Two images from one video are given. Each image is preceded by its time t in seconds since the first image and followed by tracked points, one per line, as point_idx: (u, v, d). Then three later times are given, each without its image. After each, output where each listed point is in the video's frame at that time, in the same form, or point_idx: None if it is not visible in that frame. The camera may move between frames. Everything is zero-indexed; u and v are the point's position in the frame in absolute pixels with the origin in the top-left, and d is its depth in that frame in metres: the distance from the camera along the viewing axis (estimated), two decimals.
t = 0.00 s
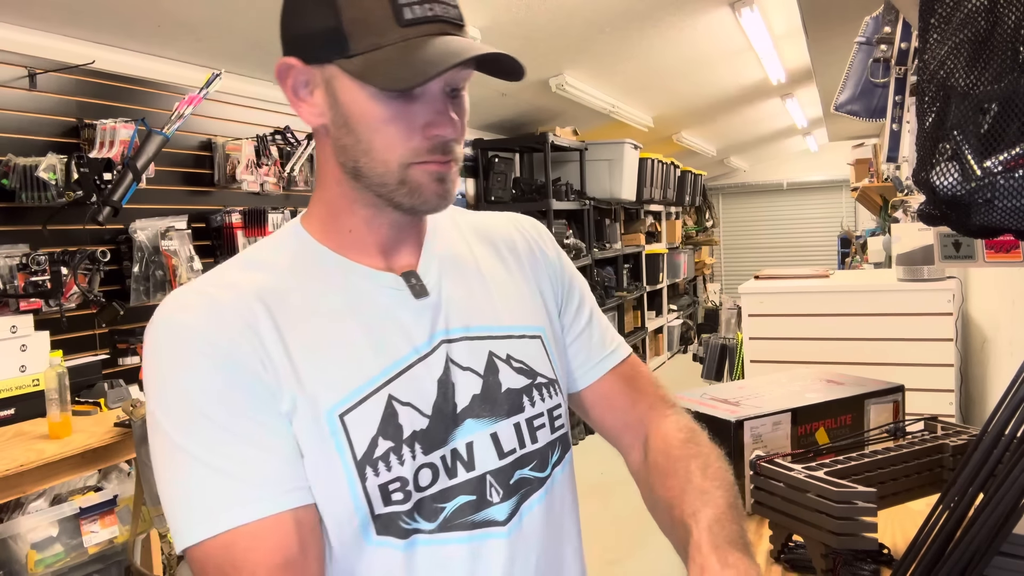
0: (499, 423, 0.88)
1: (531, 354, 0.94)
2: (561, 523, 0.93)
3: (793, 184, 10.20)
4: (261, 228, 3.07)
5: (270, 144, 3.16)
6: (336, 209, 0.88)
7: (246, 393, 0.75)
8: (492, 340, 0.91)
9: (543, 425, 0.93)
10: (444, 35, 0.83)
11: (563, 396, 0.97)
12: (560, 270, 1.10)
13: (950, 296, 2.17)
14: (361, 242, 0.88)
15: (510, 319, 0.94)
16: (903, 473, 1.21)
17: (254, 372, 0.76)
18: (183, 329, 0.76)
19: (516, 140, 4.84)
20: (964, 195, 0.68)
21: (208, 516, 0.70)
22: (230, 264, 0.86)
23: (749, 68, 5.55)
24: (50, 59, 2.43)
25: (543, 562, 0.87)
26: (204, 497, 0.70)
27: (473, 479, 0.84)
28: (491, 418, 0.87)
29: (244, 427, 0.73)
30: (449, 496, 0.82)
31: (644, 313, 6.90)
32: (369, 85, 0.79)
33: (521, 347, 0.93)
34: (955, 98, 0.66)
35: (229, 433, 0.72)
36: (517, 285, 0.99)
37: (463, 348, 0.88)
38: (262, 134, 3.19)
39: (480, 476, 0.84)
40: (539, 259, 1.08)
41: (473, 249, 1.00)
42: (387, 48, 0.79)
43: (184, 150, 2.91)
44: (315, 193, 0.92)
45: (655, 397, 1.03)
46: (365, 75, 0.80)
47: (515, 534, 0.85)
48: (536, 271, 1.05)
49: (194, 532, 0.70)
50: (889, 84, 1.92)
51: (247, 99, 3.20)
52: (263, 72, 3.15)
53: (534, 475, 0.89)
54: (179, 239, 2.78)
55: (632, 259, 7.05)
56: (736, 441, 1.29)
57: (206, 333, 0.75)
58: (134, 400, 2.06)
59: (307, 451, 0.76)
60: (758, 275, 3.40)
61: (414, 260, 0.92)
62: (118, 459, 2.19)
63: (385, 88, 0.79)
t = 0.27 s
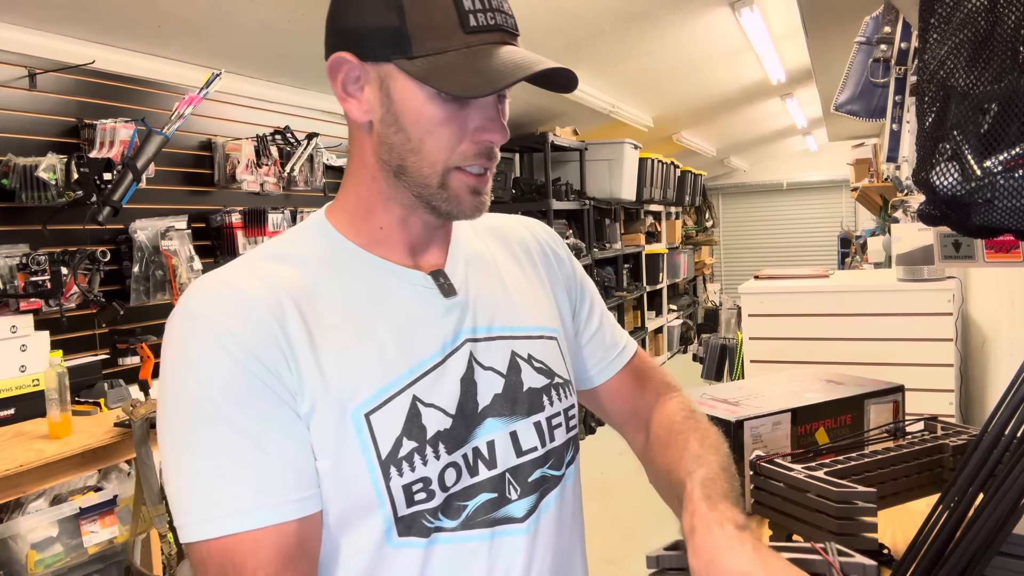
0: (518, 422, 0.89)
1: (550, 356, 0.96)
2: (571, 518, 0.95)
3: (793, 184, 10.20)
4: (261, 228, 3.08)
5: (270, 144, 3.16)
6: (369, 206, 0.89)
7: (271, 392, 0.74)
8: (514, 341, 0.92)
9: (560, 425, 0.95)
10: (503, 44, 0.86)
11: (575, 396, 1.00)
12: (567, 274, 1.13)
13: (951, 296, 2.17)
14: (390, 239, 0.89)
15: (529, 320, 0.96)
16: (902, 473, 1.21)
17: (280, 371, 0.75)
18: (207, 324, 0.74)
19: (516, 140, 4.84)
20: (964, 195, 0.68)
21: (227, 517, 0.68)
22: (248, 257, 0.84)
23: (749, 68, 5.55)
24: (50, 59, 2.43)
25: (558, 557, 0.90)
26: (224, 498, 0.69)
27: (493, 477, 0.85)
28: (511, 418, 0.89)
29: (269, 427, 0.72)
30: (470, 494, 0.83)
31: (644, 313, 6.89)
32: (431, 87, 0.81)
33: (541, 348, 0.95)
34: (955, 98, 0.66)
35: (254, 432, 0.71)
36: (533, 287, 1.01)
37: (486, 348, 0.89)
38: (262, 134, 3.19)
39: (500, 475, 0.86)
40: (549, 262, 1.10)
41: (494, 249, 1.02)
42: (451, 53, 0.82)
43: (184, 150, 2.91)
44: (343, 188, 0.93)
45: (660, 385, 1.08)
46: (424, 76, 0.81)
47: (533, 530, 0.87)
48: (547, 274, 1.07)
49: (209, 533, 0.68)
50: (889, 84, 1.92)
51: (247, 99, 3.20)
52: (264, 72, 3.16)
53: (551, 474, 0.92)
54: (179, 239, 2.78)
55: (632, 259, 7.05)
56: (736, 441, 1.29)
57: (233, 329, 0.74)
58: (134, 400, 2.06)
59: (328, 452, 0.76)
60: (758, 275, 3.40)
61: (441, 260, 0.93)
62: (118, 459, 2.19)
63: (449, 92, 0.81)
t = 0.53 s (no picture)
0: (530, 424, 0.90)
1: (561, 359, 0.96)
2: (580, 523, 0.95)
3: (793, 184, 10.20)
4: (261, 228, 3.10)
5: (270, 144, 3.16)
6: (378, 203, 0.90)
7: (286, 388, 0.74)
8: (527, 343, 0.92)
9: (570, 427, 0.95)
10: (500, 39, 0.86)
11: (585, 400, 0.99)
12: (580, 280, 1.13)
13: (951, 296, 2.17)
14: (400, 237, 0.90)
15: (541, 323, 0.96)
16: (902, 473, 1.21)
17: (295, 367, 0.75)
18: (224, 319, 0.74)
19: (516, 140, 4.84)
20: (964, 195, 0.68)
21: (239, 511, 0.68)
22: (264, 255, 0.85)
23: (749, 68, 5.55)
24: (50, 59, 2.43)
25: (567, 560, 0.90)
26: (236, 492, 0.69)
27: (505, 477, 0.85)
28: (523, 419, 0.89)
29: (283, 422, 0.72)
30: (482, 494, 0.83)
31: (644, 313, 6.89)
32: (421, 83, 0.81)
33: (552, 351, 0.95)
34: (955, 98, 0.66)
35: (268, 427, 0.71)
36: (544, 291, 1.01)
37: (499, 349, 0.89)
38: (262, 134, 3.19)
39: (511, 475, 0.86)
40: (560, 267, 1.11)
41: (506, 252, 1.02)
42: (443, 48, 0.82)
43: (184, 150, 2.91)
44: (357, 185, 0.94)
45: (659, 402, 1.10)
46: (417, 72, 0.81)
47: (544, 532, 0.87)
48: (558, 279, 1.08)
49: (221, 527, 0.68)
50: (889, 84, 1.92)
51: (247, 99, 3.20)
52: (264, 72, 3.16)
53: (562, 476, 0.92)
54: (179, 239, 2.79)
55: (632, 259, 7.05)
56: (736, 441, 1.29)
57: (250, 324, 0.74)
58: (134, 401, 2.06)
59: (341, 449, 0.76)
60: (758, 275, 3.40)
61: (453, 259, 0.94)
62: (118, 460, 2.19)
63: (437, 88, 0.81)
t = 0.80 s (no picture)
0: (529, 426, 0.89)
1: (563, 361, 0.94)
2: (582, 527, 0.94)
3: (793, 183, 10.20)
4: (261, 227, 3.10)
5: (270, 143, 3.16)
6: (374, 203, 0.90)
7: (269, 389, 0.75)
8: (527, 344, 0.91)
9: (572, 430, 0.94)
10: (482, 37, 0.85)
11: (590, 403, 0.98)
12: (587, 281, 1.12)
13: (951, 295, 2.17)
14: (397, 237, 0.89)
15: (542, 324, 0.95)
16: (902, 472, 1.21)
17: (280, 368, 0.76)
18: (213, 318, 0.75)
19: (516, 139, 4.84)
20: (964, 194, 0.68)
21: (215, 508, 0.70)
22: (265, 254, 0.86)
23: (749, 67, 5.54)
24: (50, 58, 2.43)
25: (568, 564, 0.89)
26: (214, 491, 0.70)
27: (503, 480, 0.85)
28: (522, 421, 0.89)
29: (265, 423, 0.73)
30: (478, 497, 0.83)
31: (644, 312, 6.89)
32: (402, 82, 0.82)
33: (554, 353, 0.94)
34: (955, 97, 0.66)
35: (248, 427, 0.72)
36: (548, 290, 1.00)
37: (498, 350, 0.88)
38: (262, 133, 3.19)
39: (509, 478, 0.85)
40: (567, 268, 1.10)
41: (510, 251, 1.01)
42: (422, 47, 0.82)
43: (184, 149, 2.91)
44: (357, 185, 0.94)
45: (659, 409, 1.10)
46: (400, 72, 0.82)
47: (543, 535, 0.86)
48: (565, 280, 1.06)
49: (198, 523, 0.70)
50: (889, 83, 1.92)
51: (247, 98, 3.20)
52: (264, 71, 3.15)
53: (562, 479, 0.91)
54: (179, 238, 2.79)
55: (632, 258, 7.04)
56: (736, 440, 1.28)
57: (236, 325, 0.75)
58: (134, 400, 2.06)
59: (325, 449, 0.76)
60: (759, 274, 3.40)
61: (452, 258, 0.93)
62: (118, 459, 2.19)
63: (417, 88, 0.81)
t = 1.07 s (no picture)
0: (519, 431, 0.86)
1: (559, 363, 0.91)
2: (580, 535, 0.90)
3: (793, 184, 10.21)
4: (261, 228, 3.10)
5: (270, 144, 3.16)
6: (364, 205, 0.90)
7: (238, 393, 0.77)
8: (517, 346, 0.88)
9: (567, 436, 0.90)
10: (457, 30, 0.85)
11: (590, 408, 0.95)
12: (595, 282, 1.08)
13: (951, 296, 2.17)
14: (387, 237, 0.89)
15: (536, 326, 0.91)
16: (903, 473, 1.21)
17: (250, 372, 0.78)
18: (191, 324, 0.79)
19: (516, 140, 4.84)
20: (964, 194, 0.68)
21: (183, 506, 0.74)
22: (257, 257, 0.88)
23: (749, 68, 5.55)
24: (50, 59, 2.42)
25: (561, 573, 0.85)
26: (184, 489, 0.75)
27: (489, 486, 0.82)
28: (512, 426, 0.86)
29: (232, 425, 0.77)
30: (462, 503, 0.81)
31: (644, 313, 6.89)
32: (379, 79, 0.82)
33: (548, 355, 0.90)
34: (955, 98, 0.66)
35: (216, 429, 0.76)
36: (547, 289, 0.96)
37: (484, 352, 0.86)
38: (262, 134, 3.19)
39: (496, 484, 0.83)
40: (574, 266, 1.05)
41: (509, 250, 0.98)
42: (397, 42, 0.82)
43: (184, 150, 2.91)
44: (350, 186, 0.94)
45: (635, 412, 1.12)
46: (377, 70, 0.82)
47: (532, 544, 0.83)
48: (572, 280, 1.02)
49: (169, 519, 0.75)
50: (889, 84, 1.92)
51: (247, 99, 3.20)
52: (264, 72, 3.16)
53: (555, 486, 0.87)
54: (179, 239, 2.79)
55: (632, 259, 7.05)
56: (736, 441, 1.28)
57: (213, 333, 0.78)
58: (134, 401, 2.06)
59: (295, 452, 0.78)
60: (758, 274, 3.40)
61: (442, 259, 0.92)
62: (119, 459, 2.20)
63: (393, 84, 0.81)
